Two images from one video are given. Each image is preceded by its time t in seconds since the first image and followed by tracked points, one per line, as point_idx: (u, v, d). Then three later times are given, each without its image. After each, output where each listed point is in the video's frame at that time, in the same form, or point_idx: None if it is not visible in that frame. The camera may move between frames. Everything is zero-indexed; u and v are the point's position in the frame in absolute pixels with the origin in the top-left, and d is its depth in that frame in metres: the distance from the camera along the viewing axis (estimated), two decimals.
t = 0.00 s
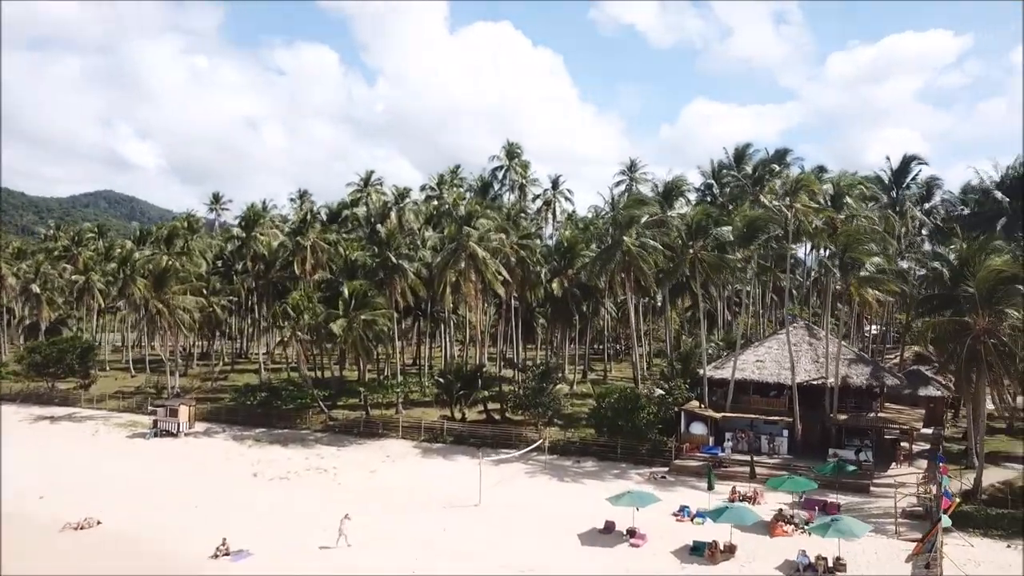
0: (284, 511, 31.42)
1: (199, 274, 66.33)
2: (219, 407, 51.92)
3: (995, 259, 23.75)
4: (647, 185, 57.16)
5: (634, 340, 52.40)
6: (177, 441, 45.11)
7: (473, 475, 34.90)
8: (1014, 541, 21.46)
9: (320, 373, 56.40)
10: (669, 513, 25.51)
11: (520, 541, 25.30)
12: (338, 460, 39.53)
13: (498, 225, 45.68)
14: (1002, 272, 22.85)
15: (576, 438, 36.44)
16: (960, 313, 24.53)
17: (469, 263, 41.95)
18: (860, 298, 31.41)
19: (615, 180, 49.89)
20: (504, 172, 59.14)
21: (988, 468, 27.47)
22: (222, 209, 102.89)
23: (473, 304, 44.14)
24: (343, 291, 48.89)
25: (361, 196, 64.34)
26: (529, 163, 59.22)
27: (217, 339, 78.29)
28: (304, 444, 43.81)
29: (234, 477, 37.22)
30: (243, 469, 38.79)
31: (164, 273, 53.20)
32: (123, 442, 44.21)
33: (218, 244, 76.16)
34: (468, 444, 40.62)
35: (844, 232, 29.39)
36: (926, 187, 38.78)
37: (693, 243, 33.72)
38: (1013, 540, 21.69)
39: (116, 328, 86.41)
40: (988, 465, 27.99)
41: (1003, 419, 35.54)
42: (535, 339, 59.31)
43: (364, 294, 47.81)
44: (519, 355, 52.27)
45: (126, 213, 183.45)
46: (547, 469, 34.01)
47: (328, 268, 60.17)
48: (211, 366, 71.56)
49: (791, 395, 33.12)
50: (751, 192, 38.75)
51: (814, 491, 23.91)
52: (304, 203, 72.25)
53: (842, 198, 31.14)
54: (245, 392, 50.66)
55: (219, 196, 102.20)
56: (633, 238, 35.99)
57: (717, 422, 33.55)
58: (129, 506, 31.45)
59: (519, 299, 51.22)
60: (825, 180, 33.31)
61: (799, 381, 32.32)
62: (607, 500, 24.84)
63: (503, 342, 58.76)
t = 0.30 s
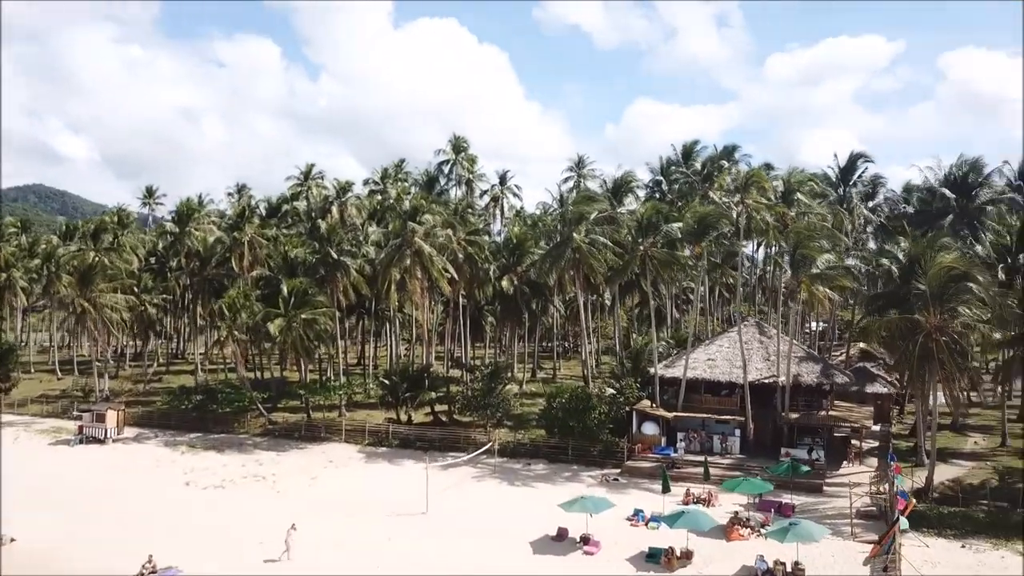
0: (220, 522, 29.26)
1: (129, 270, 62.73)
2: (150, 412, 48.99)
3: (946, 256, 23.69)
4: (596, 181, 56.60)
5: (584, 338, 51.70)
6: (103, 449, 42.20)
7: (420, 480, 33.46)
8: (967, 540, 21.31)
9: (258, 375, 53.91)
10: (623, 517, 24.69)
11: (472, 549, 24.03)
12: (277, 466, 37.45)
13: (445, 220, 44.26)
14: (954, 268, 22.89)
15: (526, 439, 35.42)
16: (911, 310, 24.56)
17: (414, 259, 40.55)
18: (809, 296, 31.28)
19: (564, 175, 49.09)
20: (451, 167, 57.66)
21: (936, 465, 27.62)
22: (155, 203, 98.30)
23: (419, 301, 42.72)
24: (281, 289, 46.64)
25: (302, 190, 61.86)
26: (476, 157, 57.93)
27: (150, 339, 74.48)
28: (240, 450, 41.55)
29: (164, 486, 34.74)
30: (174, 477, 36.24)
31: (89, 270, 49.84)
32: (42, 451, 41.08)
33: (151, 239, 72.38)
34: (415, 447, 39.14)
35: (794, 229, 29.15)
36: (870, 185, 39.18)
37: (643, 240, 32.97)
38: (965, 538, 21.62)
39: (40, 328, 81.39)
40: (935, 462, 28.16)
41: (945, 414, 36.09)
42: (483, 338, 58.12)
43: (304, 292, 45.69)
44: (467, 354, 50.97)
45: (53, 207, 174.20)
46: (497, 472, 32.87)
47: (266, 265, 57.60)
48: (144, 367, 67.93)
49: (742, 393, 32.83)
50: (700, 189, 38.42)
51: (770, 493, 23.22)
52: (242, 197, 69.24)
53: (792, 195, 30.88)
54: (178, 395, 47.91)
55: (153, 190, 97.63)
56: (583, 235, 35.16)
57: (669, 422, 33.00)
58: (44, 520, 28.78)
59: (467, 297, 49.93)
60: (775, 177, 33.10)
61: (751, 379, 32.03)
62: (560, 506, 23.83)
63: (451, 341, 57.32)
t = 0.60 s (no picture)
0: (187, 531, 27.76)
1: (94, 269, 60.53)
2: (115, 415, 47.16)
3: (934, 254, 23.22)
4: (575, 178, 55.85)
5: (563, 338, 50.94)
6: (64, 455, 40.39)
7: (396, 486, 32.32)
8: (958, 545, 20.80)
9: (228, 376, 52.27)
10: (607, 525, 23.86)
11: (452, 560, 22.92)
12: (246, 472, 35.97)
13: (421, 216, 43.13)
14: (942, 267, 22.44)
15: (505, 442, 34.48)
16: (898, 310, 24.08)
17: (389, 258, 39.49)
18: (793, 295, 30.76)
19: (543, 172, 48.27)
20: (426, 163, 56.48)
21: (922, 467, 27.23)
22: (123, 200, 95.62)
23: (394, 300, 41.58)
24: (252, 288, 45.14)
25: (274, 186, 60.26)
26: (453, 153, 56.85)
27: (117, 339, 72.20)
28: (209, 454, 40.03)
29: (127, 493, 32.97)
30: (139, 485, 34.30)
31: (50, 268, 47.80)
32: None
33: (117, 237, 70.12)
34: (390, 451, 38.01)
35: (779, 226, 28.57)
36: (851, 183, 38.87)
37: (625, 238, 32.18)
38: (956, 544, 21.14)
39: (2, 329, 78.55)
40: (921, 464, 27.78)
41: (926, 414, 35.88)
42: (461, 338, 57.07)
43: (275, 291, 44.24)
44: (445, 355, 49.90)
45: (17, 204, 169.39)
46: (476, 477, 31.89)
47: (237, 263, 55.91)
48: (111, 369, 65.75)
49: (725, 394, 32.23)
50: (681, 186, 37.81)
51: (758, 498, 22.52)
52: (212, 194, 67.38)
53: (776, 191, 30.28)
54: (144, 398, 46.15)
55: (122, 187, 95.04)
56: (563, 233, 34.31)
57: (652, 424, 32.30)
58: None
59: (444, 296, 48.86)
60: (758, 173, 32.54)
61: (734, 380, 31.45)
62: (542, 513, 22.92)
63: (428, 341, 56.18)
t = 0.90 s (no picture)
0: (149, 544, 26.16)
1: (57, 267, 58.29)
2: (78, 420, 45.25)
3: (927, 253, 22.65)
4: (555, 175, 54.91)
5: (543, 338, 50.03)
6: (23, 462, 38.51)
7: (371, 494, 31.07)
8: (953, 552, 20.19)
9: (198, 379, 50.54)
10: (592, 534, 22.93)
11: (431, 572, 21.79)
12: (215, 480, 34.45)
13: (398, 213, 41.90)
14: (934, 265, 21.86)
15: (485, 447, 33.44)
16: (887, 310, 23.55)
17: (365, 256, 38.28)
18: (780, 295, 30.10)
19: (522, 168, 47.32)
20: (403, 159, 55.19)
21: (911, 470, 26.71)
22: (91, 197, 92.89)
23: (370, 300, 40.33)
24: (221, 288, 43.52)
25: (246, 182, 58.54)
26: (430, 149, 55.63)
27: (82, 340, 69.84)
28: (176, 461, 38.43)
29: (87, 502, 31.25)
30: (100, 494, 32.51)
31: (9, 266, 45.71)
32: None
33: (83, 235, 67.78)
34: (366, 456, 36.78)
35: (767, 224, 27.87)
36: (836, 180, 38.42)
37: (608, 236, 31.31)
38: (950, 550, 20.55)
39: None
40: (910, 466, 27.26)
41: (910, 414, 35.53)
42: (439, 338, 55.92)
43: (246, 291, 42.70)
44: (422, 356, 48.73)
45: None
46: (455, 483, 30.81)
47: (207, 262, 54.12)
48: (76, 371, 63.47)
49: (710, 396, 31.51)
50: (665, 183, 37.06)
51: (749, 504, 21.67)
52: (182, 190, 65.36)
53: (764, 188, 29.60)
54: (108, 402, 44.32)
55: (89, 183, 92.30)
56: (545, 231, 33.39)
57: (636, 427, 31.48)
58: None
59: (422, 296, 47.67)
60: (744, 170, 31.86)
61: (720, 382, 30.74)
62: (524, 523, 21.89)
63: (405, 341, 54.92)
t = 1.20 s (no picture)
0: (114, 555, 24.85)
1: (24, 265, 56.33)
2: (45, 424, 43.58)
3: (921, 250, 22.08)
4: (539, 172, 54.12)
5: (526, 338, 49.26)
6: None
7: (350, 500, 30.04)
8: (948, 558, 19.71)
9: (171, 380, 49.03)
10: (579, 542, 22.15)
11: None
12: (186, 486, 33.10)
13: (378, 210, 40.84)
14: (928, 265, 21.29)
15: (468, 450, 32.56)
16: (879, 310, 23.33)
17: (343, 254, 37.26)
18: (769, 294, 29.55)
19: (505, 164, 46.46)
20: (384, 155, 54.06)
21: (901, 473, 26.30)
22: (61, 192, 90.46)
23: (349, 299, 39.26)
24: (194, 286, 42.11)
25: (221, 178, 57.06)
26: (411, 145, 54.58)
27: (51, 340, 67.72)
28: (147, 466, 37.06)
29: (51, 510, 29.81)
30: (65, 502, 31.00)
31: None
32: None
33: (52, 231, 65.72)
34: (345, 460, 35.74)
35: (756, 222, 27.28)
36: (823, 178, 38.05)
37: (594, 234, 30.55)
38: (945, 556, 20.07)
39: None
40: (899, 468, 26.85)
41: (896, 415, 35.24)
42: (419, 338, 54.91)
43: (221, 290, 41.38)
44: (403, 356, 47.73)
45: None
46: (437, 488, 29.89)
47: (181, 260, 52.57)
48: (44, 372, 61.47)
49: (698, 397, 30.90)
50: (651, 180, 36.42)
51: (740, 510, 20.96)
52: (155, 187, 63.60)
53: (752, 185, 29.00)
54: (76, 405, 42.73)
55: (59, 178, 89.82)
56: (529, 228, 32.57)
57: (622, 429, 30.78)
58: None
59: (402, 295, 46.64)
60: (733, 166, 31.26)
61: (708, 383, 30.13)
62: (509, 531, 21.04)
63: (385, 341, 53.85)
